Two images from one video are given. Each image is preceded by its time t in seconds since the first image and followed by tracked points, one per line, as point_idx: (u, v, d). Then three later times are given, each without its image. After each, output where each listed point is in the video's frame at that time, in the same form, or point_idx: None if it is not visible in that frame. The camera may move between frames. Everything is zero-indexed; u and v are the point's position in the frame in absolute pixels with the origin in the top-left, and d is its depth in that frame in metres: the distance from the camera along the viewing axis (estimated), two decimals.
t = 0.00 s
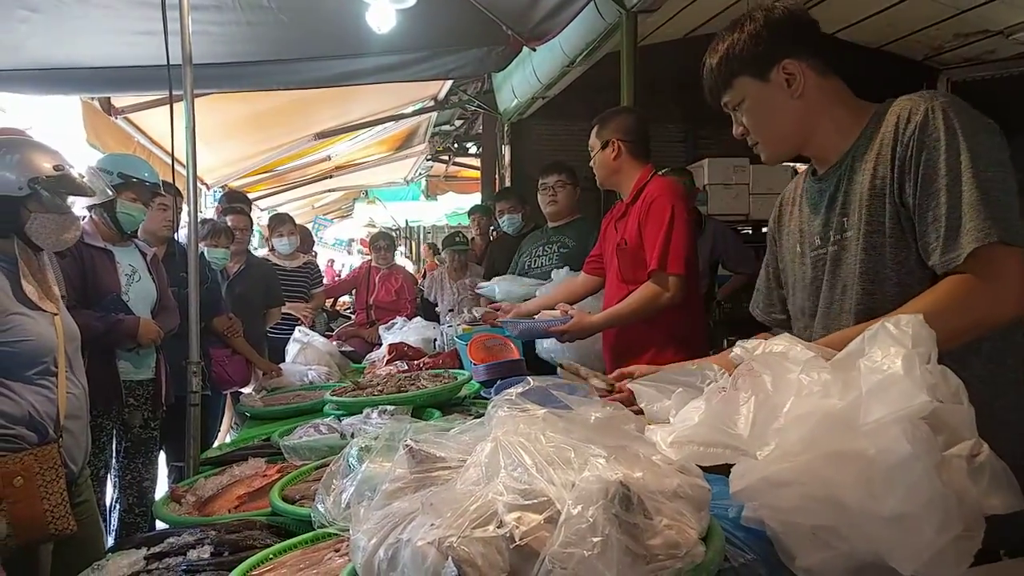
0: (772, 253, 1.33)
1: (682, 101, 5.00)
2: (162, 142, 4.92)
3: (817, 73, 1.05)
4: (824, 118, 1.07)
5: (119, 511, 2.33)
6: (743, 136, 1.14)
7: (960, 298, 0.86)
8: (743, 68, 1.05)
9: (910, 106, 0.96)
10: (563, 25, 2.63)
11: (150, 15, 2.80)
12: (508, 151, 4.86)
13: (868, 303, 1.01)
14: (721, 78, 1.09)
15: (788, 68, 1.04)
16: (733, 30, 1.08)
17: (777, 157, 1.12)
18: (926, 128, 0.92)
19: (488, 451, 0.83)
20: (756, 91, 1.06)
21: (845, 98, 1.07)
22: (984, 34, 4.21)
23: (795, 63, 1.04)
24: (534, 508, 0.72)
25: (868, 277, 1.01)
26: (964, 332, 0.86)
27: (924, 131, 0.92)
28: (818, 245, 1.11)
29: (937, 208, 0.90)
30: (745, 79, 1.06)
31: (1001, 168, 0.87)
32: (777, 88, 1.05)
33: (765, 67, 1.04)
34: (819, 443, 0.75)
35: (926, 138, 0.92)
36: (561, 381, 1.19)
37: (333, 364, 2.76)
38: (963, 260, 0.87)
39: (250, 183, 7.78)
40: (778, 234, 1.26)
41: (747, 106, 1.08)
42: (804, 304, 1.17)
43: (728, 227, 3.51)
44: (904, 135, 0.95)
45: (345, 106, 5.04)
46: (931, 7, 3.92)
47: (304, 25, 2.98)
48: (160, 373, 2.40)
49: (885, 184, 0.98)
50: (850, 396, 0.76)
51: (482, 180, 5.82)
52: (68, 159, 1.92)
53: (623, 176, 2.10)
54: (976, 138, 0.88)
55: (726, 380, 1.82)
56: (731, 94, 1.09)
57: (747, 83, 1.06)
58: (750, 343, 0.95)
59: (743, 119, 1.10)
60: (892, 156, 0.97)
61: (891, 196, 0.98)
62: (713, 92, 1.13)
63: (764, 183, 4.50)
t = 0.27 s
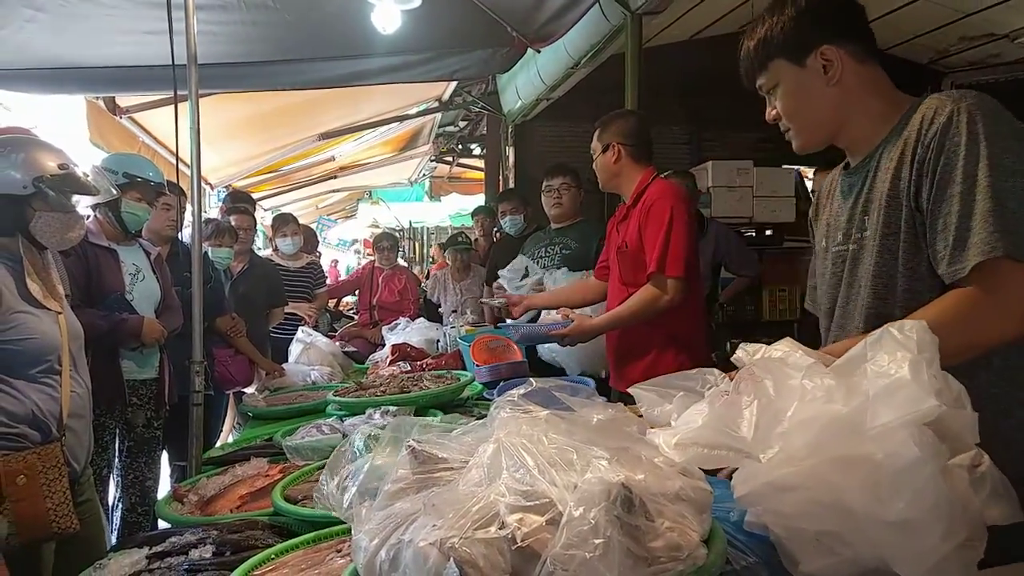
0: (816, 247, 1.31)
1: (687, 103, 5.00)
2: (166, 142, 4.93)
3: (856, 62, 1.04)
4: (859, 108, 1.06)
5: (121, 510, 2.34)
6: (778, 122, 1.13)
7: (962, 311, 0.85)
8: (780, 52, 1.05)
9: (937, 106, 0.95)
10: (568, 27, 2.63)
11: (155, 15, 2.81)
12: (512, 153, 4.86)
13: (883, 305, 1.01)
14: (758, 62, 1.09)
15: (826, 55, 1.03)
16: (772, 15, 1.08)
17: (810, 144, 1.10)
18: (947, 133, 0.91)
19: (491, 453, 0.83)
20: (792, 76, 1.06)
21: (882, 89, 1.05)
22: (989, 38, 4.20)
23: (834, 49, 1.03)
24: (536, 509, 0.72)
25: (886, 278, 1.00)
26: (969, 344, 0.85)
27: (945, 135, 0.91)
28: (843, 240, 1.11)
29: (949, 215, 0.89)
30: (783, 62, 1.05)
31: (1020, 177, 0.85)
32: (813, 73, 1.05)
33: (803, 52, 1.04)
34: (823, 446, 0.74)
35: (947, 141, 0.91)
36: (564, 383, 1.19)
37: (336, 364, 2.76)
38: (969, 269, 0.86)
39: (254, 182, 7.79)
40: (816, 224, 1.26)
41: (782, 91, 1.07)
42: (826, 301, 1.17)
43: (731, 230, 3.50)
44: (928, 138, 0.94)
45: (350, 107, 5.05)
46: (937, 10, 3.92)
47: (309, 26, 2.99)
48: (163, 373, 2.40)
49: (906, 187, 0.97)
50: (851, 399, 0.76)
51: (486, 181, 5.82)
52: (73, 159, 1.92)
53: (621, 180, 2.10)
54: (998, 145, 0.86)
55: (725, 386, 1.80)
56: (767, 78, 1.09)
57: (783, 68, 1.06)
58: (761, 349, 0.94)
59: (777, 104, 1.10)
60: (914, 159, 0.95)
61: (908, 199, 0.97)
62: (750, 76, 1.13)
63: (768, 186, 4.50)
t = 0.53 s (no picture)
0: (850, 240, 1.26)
1: (687, 104, 5.00)
2: (166, 141, 4.93)
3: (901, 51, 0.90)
4: (897, 105, 0.92)
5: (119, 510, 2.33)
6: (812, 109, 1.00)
7: (937, 336, 0.77)
8: (816, 33, 0.92)
9: (952, 111, 0.83)
10: (569, 27, 2.63)
11: (155, 14, 2.81)
12: (512, 153, 4.85)
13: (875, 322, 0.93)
14: (795, 42, 0.96)
15: (863, 44, 0.90)
16: None
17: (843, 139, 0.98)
18: (946, 147, 0.81)
19: (489, 454, 0.82)
20: (826, 63, 0.93)
21: (927, 86, 0.92)
22: (990, 41, 4.21)
23: (876, 38, 0.90)
24: (534, 509, 0.71)
25: (880, 297, 0.91)
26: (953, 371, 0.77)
27: (943, 149, 0.81)
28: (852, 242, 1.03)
29: (932, 236, 0.81)
30: (817, 50, 0.92)
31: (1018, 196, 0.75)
32: (849, 64, 0.92)
33: (841, 37, 0.91)
34: (822, 445, 0.74)
35: (944, 157, 0.81)
36: (563, 385, 1.18)
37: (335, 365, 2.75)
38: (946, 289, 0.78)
39: (254, 182, 7.79)
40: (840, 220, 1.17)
41: (815, 78, 0.95)
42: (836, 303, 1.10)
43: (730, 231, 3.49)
44: (934, 146, 0.84)
45: (350, 107, 5.05)
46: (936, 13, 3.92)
47: (309, 26, 2.98)
48: (161, 372, 2.40)
49: (903, 196, 0.87)
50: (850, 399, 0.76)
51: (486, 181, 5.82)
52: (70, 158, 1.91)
53: (620, 181, 2.10)
54: (997, 160, 0.76)
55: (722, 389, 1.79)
56: (802, 61, 0.96)
57: (818, 53, 0.93)
58: (749, 358, 0.96)
59: (810, 91, 0.97)
60: (911, 168, 0.86)
61: (900, 209, 0.88)
62: (788, 56, 1.00)
63: (768, 187, 4.50)
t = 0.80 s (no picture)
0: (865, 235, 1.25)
1: (684, 105, 5.01)
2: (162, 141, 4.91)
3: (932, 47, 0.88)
4: (924, 102, 0.90)
5: (112, 511, 2.32)
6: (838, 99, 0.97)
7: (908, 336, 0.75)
8: (847, 24, 0.90)
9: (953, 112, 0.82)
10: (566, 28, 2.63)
11: (151, 13, 2.80)
12: (509, 154, 4.85)
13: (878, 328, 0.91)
14: (825, 32, 0.94)
15: (893, 37, 0.88)
16: None
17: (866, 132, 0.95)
18: (939, 150, 0.80)
19: (484, 455, 0.82)
20: (855, 53, 0.90)
21: (956, 84, 0.89)
22: (985, 43, 4.23)
23: (907, 31, 0.87)
24: (529, 511, 0.71)
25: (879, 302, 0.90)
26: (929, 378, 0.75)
27: (936, 152, 0.80)
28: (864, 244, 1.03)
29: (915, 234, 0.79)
30: (847, 39, 0.90)
31: (1005, 202, 0.74)
32: (878, 55, 0.89)
33: (870, 28, 0.89)
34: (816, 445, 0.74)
35: (936, 159, 0.80)
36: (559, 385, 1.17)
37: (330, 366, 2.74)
38: (916, 293, 0.76)
39: (250, 182, 7.77)
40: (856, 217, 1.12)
41: (843, 68, 0.92)
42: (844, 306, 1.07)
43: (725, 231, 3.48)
44: (929, 149, 0.82)
45: (347, 107, 5.04)
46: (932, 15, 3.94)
47: (306, 26, 2.98)
48: (155, 373, 2.38)
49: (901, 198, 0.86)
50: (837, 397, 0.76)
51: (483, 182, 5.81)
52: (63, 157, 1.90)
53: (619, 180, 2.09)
54: (985, 165, 0.75)
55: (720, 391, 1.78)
56: (832, 51, 0.93)
57: (847, 43, 0.90)
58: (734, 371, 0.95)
59: (838, 82, 0.94)
60: (912, 170, 0.85)
61: (899, 212, 0.87)
62: (819, 46, 0.97)
63: (765, 188, 4.50)
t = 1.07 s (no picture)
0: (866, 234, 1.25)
1: (677, 109, 5.03)
2: (154, 145, 4.90)
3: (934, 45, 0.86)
4: (926, 102, 0.89)
5: (105, 517, 2.30)
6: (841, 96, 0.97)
7: (903, 338, 0.75)
8: (849, 21, 0.89)
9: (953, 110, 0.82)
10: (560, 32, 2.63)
11: (144, 17, 2.79)
12: (503, 157, 4.86)
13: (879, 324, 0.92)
14: (829, 27, 0.93)
15: (894, 35, 0.87)
16: None
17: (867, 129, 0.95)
18: (936, 146, 0.81)
19: (480, 460, 0.82)
20: (857, 52, 0.90)
21: (960, 83, 0.88)
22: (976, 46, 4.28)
23: (910, 29, 0.86)
24: (526, 516, 0.71)
25: (875, 301, 0.91)
26: (922, 379, 0.75)
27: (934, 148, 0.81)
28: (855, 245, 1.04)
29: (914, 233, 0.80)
30: (849, 36, 0.89)
31: (1002, 203, 0.74)
32: (879, 54, 0.88)
33: (872, 26, 0.87)
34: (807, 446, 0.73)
35: (934, 156, 0.81)
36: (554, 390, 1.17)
37: (324, 370, 2.73)
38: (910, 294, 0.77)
39: (243, 186, 7.75)
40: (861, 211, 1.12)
41: (844, 66, 0.92)
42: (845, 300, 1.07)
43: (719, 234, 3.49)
44: (928, 146, 0.83)
45: (340, 110, 5.04)
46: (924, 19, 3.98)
47: (301, 30, 2.98)
48: (148, 378, 2.37)
49: (902, 194, 0.87)
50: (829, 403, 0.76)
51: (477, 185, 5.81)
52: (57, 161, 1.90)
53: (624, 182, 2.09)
54: (984, 163, 0.75)
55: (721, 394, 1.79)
56: (836, 47, 0.92)
57: (850, 40, 0.89)
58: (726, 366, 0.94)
59: (840, 78, 0.94)
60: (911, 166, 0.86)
61: (898, 209, 0.88)
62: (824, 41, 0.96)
63: (757, 191, 4.52)
